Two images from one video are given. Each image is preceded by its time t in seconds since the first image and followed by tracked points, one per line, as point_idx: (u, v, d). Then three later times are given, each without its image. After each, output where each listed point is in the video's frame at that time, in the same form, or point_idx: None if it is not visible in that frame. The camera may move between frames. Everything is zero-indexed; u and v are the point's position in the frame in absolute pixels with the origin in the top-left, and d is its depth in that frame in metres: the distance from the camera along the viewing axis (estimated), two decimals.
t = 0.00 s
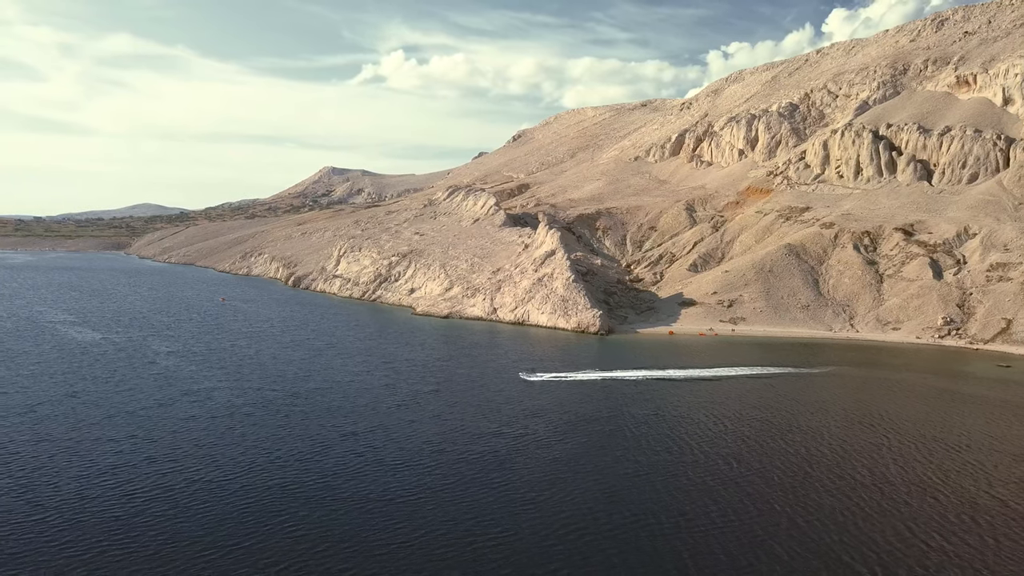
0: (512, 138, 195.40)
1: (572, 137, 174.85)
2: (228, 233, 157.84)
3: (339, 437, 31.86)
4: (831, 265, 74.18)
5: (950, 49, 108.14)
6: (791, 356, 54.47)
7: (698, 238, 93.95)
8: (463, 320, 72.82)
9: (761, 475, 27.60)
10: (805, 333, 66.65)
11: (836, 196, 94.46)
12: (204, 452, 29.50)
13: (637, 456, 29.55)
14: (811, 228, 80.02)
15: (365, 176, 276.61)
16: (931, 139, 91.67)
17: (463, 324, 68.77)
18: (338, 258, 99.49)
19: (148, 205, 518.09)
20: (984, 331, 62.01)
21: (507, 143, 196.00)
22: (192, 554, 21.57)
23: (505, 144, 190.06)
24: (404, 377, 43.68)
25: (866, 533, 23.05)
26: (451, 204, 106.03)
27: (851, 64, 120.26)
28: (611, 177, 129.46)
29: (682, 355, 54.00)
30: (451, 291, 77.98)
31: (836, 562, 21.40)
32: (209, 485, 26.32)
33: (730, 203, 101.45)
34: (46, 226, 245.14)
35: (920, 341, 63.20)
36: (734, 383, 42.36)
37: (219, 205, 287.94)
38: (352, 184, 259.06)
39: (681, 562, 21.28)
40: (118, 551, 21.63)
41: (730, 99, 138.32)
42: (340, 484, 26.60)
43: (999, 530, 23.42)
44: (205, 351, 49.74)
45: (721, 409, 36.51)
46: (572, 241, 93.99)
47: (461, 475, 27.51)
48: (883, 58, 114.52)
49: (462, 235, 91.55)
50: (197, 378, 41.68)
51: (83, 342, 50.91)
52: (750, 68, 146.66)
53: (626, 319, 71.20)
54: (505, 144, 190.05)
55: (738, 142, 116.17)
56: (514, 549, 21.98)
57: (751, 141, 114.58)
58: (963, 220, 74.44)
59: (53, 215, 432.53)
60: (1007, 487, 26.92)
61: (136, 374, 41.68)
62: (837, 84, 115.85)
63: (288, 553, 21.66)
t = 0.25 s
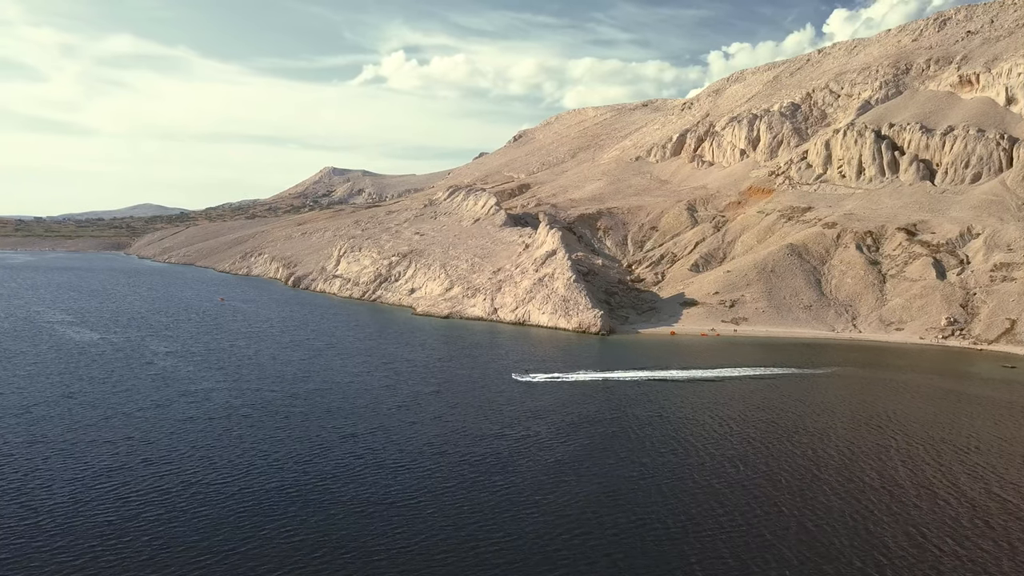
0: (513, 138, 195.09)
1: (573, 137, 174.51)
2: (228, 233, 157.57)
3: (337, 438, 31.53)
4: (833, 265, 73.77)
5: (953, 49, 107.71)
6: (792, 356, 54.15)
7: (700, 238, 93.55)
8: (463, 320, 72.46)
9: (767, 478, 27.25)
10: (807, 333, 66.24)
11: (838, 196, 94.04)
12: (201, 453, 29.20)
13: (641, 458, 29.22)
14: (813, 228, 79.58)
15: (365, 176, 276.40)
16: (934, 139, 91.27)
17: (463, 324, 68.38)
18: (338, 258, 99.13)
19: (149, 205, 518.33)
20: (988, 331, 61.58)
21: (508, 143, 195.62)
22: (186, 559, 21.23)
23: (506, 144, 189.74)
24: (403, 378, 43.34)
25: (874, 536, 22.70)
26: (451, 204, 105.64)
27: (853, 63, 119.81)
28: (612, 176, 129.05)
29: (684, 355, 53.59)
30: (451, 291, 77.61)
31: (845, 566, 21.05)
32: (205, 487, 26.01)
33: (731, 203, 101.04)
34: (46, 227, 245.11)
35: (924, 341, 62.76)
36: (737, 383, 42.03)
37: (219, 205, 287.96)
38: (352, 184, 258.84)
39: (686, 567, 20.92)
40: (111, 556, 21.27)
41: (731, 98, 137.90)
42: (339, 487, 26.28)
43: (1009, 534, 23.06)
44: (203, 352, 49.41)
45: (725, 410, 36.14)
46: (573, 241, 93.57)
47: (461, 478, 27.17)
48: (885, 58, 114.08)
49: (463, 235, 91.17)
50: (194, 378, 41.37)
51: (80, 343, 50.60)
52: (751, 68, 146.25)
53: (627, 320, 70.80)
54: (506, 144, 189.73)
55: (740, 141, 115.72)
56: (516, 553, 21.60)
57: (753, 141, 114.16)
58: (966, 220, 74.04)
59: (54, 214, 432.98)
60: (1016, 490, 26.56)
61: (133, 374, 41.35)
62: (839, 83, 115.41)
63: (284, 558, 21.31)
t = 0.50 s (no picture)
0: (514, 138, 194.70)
1: (574, 137, 174.13)
2: (228, 233, 157.26)
3: (335, 440, 31.13)
4: (836, 265, 73.31)
5: (956, 48, 107.23)
6: (795, 357, 53.76)
7: (702, 238, 93.13)
8: (464, 320, 72.05)
9: (773, 480, 26.84)
10: (810, 334, 65.75)
11: (840, 196, 93.55)
12: (196, 455, 28.81)
13: (645, 461, 28.82)
14: (816, 228, 79.12)
15: (366, 176, 276.14)
16: (937, 138, 90.81)
17: (464, 325, 67.96)
18: (339, 258, 98.74)
19: (150, 206, 518.63)
20: (993, 332, 61.11)
21: (509, 143, 195.23)
22: (179, 563, 20.84)
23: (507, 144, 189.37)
24: (403, 379, 42.95)
25: (883, 541, 22.29)
26: (452, 204, 105.24)
27: (855, 63, 119.35)
28: (614, 176, 128.63)
29: (686, 356, 53.15)
30: (451, 291, 77.19)
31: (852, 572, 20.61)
32: (200, 490, 25.61)
33: (733, 203, 100.59)
34: (46, 227, 245.09)
35: (928, 342, 62.30)
36: (741, 384, 41.66)
37: (220, 205, 287.78)
38: (353, 184, 258.62)
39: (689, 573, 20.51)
40: (101, 560, 20.90)
41: (733, 98, 137.45)
42: (337, 490, 25.87)
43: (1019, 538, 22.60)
44: (201, 352, 49.04)
45: (729, 412, 35.73)
46: (574, 241, 93.09)
47: (461, 481, 26.77)
48: (888, 57, 113.60)
49: (463, 234, 90.75)
50: (192, 379, 41.01)
51: (77, 343, 50.25)
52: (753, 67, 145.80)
53: (629, 320, 70.37)
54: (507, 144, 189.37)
55: (742, 141, 115.26)
56: (516, 559, 21.21)
57: (755, 141, 113.71)
58: (970, 220, 73.58)
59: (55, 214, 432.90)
60: None
61: (129, 375, 40.96)
62: (841, 83, 114.92)
63: (278, 563, 20.92)
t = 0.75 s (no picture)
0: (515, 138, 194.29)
1: (575, 137, 173.69)
2: (229, 233, 156.96)
3: (334, 442, 30.72)
4: (839, 265, 72.84)
5: (959, 47, 106.74)
6: (798, 357, 53.31)
7: (704, 238, 92.72)
8: (464, 320, 71.64)
9: (781, 484, 26.41)
10: (813, 334, 65.30)
11: (843, 196, 93.07)
12: (192, 458, 28.41)
13: (651, 464, 28.40)
14: (818, 228, 78.62)
15: (367, 176, 275.80)
16: (940, 138, 90.35)
17: (465, 325, 67.54)
18: (339, 258, 98.36)
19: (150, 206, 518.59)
20: (998, 332, 60.65)
21: (510, 143, 194.80)
22: (173, 568, 20.50)
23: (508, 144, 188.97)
24: (403, 380, 42.54)
25: (895, 547, 21.83)
26: (452, 204, 104.79)
27: (858, 62, 118.84)
28: (615, 176, 128.18)
29: (689, 356, 52.67)
30: (452, 291, 76.78)
31: None
32: (196, 494, 25.22)
33: (735, 203, 100.14)
34: (46, 226, 245.04)
35: (932, 343, 61.86)
36: (746, 385, 41.24)
37: (221, 205, 287.47)
38: (354, 184, 258.27)
39: None
40: (93, 566, 20.53)
41: (735, 98, 136.98)
42: (336, 494, 25.47)
43: None
44: (199, 352, 48.65)
45: (735, 413, 35.32)
46: (575, 241, 92.58)
47: (462, 484, 26.37)
48: (890, 57, 113.11)
49: (464, 234, 90.30)
50: (189, 380, 40.63)
51: (74, 343, 49.84)
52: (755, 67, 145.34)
53: (631, 320, 69.91)
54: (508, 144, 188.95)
55: (743, 141, 114.79)
56: (517, 565, 20.81)
57: (757, 141, 113.24)
58: (974, 220, 73.10)
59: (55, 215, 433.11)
60: None
61: (126, 376, 40.56)
62: (843, 82, 114.39)
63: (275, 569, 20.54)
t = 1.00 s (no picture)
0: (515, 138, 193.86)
1: (576, 137, 173.24)
2: (229, 233, 156.60)
3: (332, 445, 30.30)
4: (842, 265, 72.36)
5: (962, 46, 106.29)
6: (800, 358, 52.91)
7: (706, 238, 92.26)
8: (465, 320, 71.22)
9: (790, 487, 26.00)
10: (816, 335, 64.81)
11: (845, 196, 92.61)
12: (189, 460, 28.00)
13: (657, 467, 27.97)
14: (821, 227, 78.15)
15: (368, 177, 275.35)
16: (944, 137, 89.91)
17: (466, 325, 67.09)
18: (339, 258, 97.94)
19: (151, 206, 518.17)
20: (1003, 333, 60.15)
21: (511, 143, 194.32)
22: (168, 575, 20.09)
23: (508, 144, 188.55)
24: (403, 380, 42.12)
25: (908, 552, 21.38)
26: (453, 204, 104.38)
27: (860, 61, 118.40)
28: (616, 176, 127.74)
29: (691, 357, 52.19)
30: (453, 291, 76.36)
31: None
32: (191, 498, 24.79)
33: (737, 203, 99.68)
34: (46, 226, 244.66)
35: (936, 343, 61.36)
36: (750, 386, 40.85)
37: (221, 206, 287.03)
38: (354, 185, 257.80)
39: None
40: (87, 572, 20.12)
41: (736, 98, 136.51)
42: (335, 498, 25.10)
43: None
44: (197, 353, 48.24)
45: (741, 414, 34.92)
46: (577, 240, 92.14)
47: (462, 488, 25.94)
48: (893, 56, 112.63)
49: (464, 234, 89.85)
50: (186, 381, 40.20)
51: (72, 343, 49.44)
52: (756, 67, 144.92)
53: (632, 320, 69.47)
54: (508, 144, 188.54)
55: (745, 141, 114.34)
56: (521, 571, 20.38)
57: (759, 140, 112.77)
58: (978, 220, 72.63)
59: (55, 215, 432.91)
60: None
61: (122, 377, 40.13)
62: (846, 81, 113.94)
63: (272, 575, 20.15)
